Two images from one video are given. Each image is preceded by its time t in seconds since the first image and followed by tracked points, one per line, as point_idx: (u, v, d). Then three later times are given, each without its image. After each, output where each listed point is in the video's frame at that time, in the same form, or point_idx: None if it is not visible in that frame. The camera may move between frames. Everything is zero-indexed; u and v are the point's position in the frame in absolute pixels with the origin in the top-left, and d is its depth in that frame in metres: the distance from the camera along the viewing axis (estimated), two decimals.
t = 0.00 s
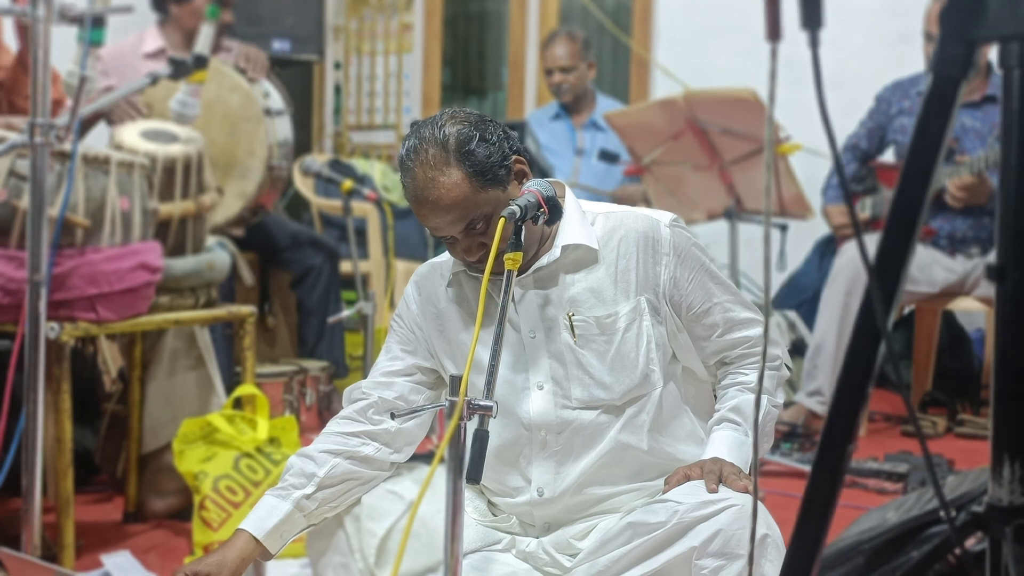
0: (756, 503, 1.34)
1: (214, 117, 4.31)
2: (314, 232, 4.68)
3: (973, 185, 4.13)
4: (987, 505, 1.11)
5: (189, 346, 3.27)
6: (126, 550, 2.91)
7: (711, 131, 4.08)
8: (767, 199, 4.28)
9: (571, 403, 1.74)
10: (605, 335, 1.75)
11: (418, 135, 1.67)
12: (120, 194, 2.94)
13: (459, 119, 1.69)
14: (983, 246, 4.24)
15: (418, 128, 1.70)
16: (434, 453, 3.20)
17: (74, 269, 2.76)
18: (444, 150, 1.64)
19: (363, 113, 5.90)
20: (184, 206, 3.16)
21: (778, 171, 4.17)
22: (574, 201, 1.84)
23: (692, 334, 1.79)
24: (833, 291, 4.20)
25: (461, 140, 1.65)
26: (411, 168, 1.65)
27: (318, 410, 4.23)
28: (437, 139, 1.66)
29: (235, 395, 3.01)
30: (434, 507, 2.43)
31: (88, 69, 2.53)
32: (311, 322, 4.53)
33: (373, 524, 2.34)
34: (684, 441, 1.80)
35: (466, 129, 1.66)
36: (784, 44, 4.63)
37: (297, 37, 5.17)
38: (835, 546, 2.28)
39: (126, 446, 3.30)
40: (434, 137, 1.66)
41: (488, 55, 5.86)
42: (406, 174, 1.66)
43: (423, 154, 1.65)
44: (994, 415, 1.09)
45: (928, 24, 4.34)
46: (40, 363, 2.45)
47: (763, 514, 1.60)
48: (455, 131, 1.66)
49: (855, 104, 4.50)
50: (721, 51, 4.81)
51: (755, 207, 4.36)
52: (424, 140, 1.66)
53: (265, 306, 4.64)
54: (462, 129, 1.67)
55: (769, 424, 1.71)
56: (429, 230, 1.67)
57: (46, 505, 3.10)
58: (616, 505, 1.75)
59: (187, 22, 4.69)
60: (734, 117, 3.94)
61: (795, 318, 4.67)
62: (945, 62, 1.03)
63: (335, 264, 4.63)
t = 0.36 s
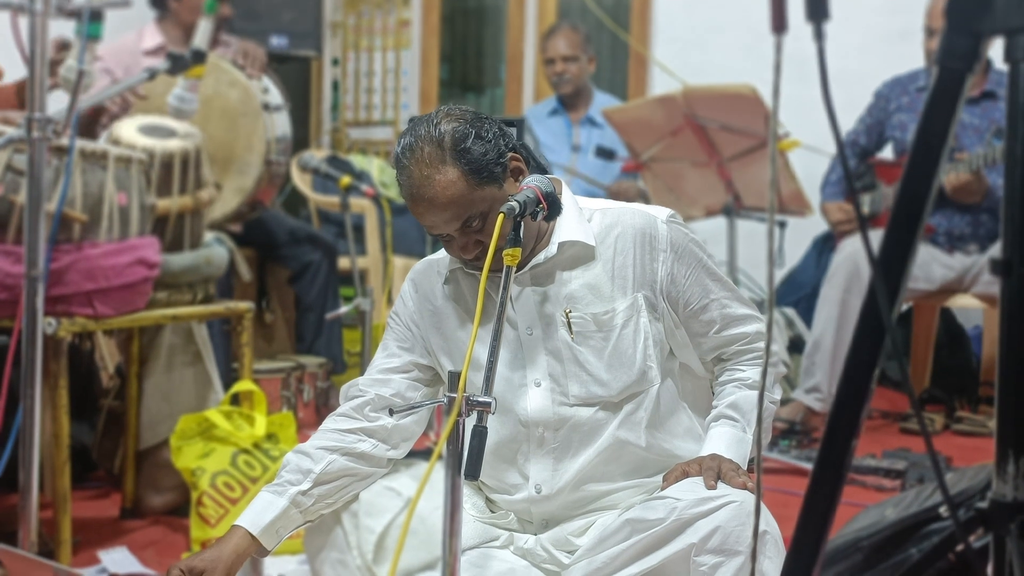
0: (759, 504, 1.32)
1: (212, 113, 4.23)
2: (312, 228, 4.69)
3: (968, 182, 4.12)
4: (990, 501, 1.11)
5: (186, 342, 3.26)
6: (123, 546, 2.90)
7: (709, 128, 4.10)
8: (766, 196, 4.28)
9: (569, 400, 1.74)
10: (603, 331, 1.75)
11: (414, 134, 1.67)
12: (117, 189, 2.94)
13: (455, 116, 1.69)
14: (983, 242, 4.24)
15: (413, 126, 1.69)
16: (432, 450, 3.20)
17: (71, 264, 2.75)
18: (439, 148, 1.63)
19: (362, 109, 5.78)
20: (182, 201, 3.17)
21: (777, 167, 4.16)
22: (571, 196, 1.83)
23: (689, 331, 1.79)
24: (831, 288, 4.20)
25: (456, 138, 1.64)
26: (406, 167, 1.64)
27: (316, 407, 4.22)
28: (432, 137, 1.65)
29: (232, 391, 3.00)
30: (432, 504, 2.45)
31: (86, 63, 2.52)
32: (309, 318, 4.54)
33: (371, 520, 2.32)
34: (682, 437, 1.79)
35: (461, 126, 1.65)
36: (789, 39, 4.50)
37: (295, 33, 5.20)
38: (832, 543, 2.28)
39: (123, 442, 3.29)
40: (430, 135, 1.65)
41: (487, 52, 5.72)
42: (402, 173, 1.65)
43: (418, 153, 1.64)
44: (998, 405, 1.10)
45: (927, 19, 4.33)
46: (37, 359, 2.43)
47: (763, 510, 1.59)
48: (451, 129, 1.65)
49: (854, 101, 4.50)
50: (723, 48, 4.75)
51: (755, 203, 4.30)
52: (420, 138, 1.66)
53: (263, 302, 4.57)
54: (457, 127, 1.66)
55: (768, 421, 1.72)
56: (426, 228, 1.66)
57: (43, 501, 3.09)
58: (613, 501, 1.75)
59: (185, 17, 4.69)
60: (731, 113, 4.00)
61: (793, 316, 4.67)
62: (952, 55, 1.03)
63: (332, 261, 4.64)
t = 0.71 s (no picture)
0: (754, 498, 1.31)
1: (207, 107, 4.28)
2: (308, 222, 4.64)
3: (966, 178, 4.10)
4: (984, 495, 1.12)
5: (181, 337, 3.26)
6: (118, 542, 2.89)
7: (705, 123, 4.08)
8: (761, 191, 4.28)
9: (563, 395, 1.74)
10: (597, 326, 1.74)
11: (406, 129, 1.66)
12: (112, 183, 2.92)
13: (446, 111, 1.68)
14: (978, 238, 4.23)
15: (406, 121, 1.68)
16: (428, 446, 3.19)
17: (65, 259, 2.75)
18: (432, 143, 1.63)
19: (358, 104, 6.00)
20: (176, 196, 3.15)
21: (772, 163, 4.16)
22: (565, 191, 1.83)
23: (684, 326, 1.79)
24: (826, 284, 4.20)
25: (448, 133, 1.64)
26: (399, 162, 1.64)
27: (311, 402, 4.22)
28: (424, 132, 1.64)
29: (228, 386, 3.00)
30: (427, 498, 2.44)
31: (79, 58, 2.51)
32: (305, 313, 4.52)
33: (366, 516, 2.32)
34: (677, 432, 1.79)
35: (454, 121, 1.65)
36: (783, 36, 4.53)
37: (291, 27, 5.19)
38: (827, 538, 2.28)
39: (118, 437, 3.28)
40: (422, 130, 1.65)
41: (482, 46, 5.68)
42: (395, 168, 1.65)
43: (410, 148, 1.64)
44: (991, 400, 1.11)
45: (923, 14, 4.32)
46: (31, 354, 2.43)
47: (757, 505, 1.59)
48: (443, 124, 1.65)
49: (849, 96, 4.50)
50: (720, 43, 4.71)
51: (750, 199, 4.36)
52: (412, 133, 1.65)
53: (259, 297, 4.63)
54: (449, 121, 1.65)
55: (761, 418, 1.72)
56: (419, 223, 1.66)
57: (38, 496, 3.09)
58: (608, 496, 1.75)
59: (176, 9, 4.62)
60: (728, 109, 3.95)
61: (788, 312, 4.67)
62: (946, 46, 1.03)
63: (328, 256, 4.61)
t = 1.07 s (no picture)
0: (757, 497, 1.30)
1: (203, 104, 4.30)
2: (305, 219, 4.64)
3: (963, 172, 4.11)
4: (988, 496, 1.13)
5: (179, 334, 3.26)
6: (115, 539, 2.89)
7: (703, 121, 4.08)
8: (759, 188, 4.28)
9: (562, 393, 1.74)
10: (596, 324, 1.74)
11: (403, 125, 1.65)
12: (109, 180, 2.92)
13: (444, 108, 1.68)
14: (975, 236, 4.22)
15: (404, 119, 1.68)
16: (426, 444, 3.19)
17: (63, 255, 2.74)
18: (430, 139, 1.63)
19: (355, 101, 6.01)
20: (174, 192, 3.14)
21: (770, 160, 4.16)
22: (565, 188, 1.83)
23: (683, 323, 1.79)
24: (824, 282, 4.20)
25: (446, 130, 1.63)
26: (397, 159, 1.63)
27: (309, 399, 4.21)
28: (421, 129, 1.64)
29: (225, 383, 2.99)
30: (426, 496, 2.42)
31: (77, 53, 2.51)
32: (302, 310, 4.51)
33: (364, 513, 2.32)
34: (675, 429, 1.79)
35: (451, 118, 1.65)
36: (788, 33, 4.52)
37: (288, 24, 5.14)
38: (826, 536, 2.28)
39: (116, 434, 3.28)
40: (420, 127, 1.64)
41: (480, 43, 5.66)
42: (392, 165, 1.64)
43: (408, 144, 1.63)
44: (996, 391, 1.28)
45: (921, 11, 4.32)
46: (29, 350, 2.42)
47: (757, 503, 1.59)
48: (440, 121, 1.64)
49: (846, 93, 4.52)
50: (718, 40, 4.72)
51: (748, 196, 4.34)
52: (410, 130, 1.64)
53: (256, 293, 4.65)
54: (447, 118, 1.65)
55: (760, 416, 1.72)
56: (417, 220, 1.65)
57: (36, 493, 3.09)
58: (607, 494, 1.75)
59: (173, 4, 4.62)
60: (726, 106, 3.95)
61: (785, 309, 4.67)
62: (951, 46, 1.16)
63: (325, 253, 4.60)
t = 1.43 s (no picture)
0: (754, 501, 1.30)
1: (196, 104, 4.27)
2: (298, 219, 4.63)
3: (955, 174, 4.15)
4: (987, 502, 1.14)
5: (172, 335, 3.24)
6: (107, 541, 2.88)
7: (697, 121, 4.08)
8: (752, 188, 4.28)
9: (556, 393, 1.73)
10: (590, 324, 1.73)
11: (399, 117, 1.65)
12: (102, 181, 2.91)
13: (439, 102, 1.67)
14: (968, 236, 4.23)
15: (399, 112, 1.67)
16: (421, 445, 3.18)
17: (55, 257, 2.74)
18: (425, 132, 1.62)
19: (348, 100, 5.99)
20: (167, 193, 3.13)
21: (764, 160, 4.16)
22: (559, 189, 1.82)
23: (677, 324, 1.78)
24: (817, 282, 4.21)
25: (441, 122, 1.62)
26: (392, 150, 1.62)
27: (302, 400, 4.20)
28: (416, 121, 1.63)
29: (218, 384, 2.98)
30: (420, 498, 2.43)
31: (70, 53, 2.50)
32: (296, 310, 4.50)
33: (358, 516, 2.31)
34: (670, 430, 1.79)
35: (447, 111, 1.64)
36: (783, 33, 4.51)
37: (281, 23, 5.14)
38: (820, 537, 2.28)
39: (108, 436, 3.27)
40: (415, 119, 1.63)
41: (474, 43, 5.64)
42: (386, 157, 1.63)
43: (403, 136, 1.62)
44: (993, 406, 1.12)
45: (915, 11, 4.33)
46: (21, 352, 2.41)
47: (753, 505, 1.59)
48: (436, 114, 1.64)
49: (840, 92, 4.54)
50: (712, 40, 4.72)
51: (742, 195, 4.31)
52: (405, 123, 1.64)
53: (249, 294, 4.62)
54: (442, 111, 1.64)
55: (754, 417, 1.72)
56: (409, 214, 1.64)
57: (28, 494, 3.08)
58: (602, 495, 1.74)
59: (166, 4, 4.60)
60: (720, 106, 3.95)
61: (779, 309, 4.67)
62: (947, 51, 1.07)
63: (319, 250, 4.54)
